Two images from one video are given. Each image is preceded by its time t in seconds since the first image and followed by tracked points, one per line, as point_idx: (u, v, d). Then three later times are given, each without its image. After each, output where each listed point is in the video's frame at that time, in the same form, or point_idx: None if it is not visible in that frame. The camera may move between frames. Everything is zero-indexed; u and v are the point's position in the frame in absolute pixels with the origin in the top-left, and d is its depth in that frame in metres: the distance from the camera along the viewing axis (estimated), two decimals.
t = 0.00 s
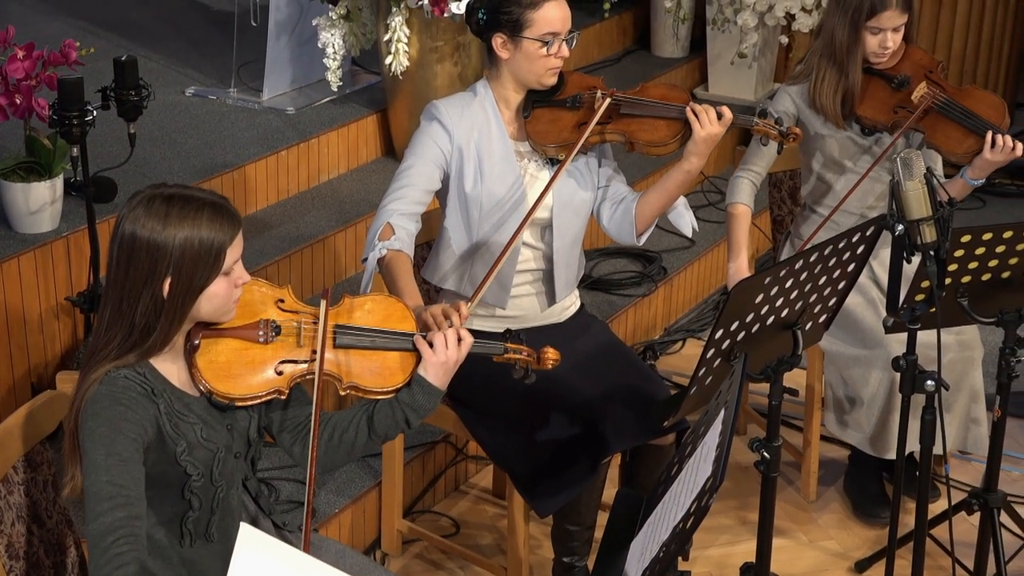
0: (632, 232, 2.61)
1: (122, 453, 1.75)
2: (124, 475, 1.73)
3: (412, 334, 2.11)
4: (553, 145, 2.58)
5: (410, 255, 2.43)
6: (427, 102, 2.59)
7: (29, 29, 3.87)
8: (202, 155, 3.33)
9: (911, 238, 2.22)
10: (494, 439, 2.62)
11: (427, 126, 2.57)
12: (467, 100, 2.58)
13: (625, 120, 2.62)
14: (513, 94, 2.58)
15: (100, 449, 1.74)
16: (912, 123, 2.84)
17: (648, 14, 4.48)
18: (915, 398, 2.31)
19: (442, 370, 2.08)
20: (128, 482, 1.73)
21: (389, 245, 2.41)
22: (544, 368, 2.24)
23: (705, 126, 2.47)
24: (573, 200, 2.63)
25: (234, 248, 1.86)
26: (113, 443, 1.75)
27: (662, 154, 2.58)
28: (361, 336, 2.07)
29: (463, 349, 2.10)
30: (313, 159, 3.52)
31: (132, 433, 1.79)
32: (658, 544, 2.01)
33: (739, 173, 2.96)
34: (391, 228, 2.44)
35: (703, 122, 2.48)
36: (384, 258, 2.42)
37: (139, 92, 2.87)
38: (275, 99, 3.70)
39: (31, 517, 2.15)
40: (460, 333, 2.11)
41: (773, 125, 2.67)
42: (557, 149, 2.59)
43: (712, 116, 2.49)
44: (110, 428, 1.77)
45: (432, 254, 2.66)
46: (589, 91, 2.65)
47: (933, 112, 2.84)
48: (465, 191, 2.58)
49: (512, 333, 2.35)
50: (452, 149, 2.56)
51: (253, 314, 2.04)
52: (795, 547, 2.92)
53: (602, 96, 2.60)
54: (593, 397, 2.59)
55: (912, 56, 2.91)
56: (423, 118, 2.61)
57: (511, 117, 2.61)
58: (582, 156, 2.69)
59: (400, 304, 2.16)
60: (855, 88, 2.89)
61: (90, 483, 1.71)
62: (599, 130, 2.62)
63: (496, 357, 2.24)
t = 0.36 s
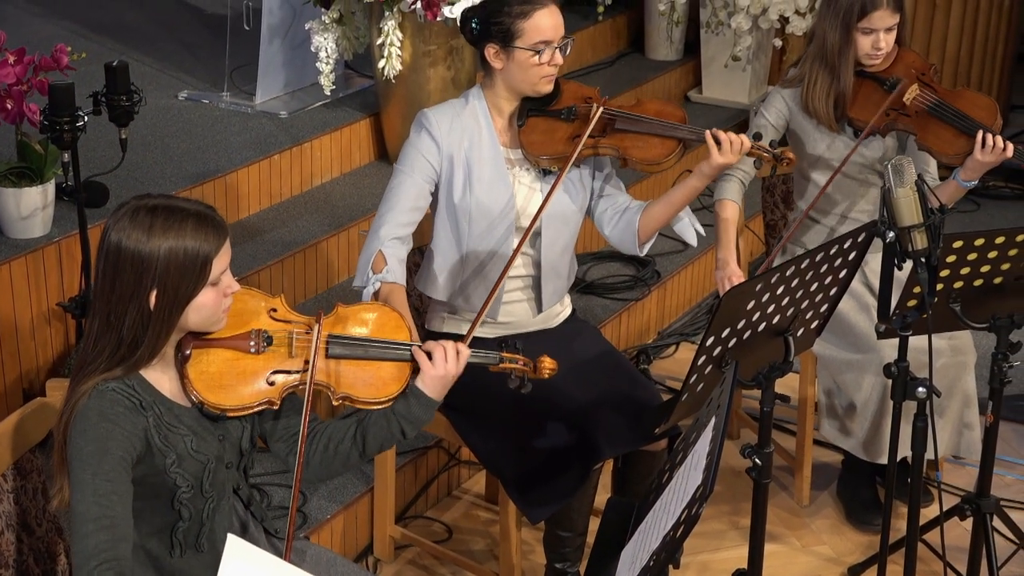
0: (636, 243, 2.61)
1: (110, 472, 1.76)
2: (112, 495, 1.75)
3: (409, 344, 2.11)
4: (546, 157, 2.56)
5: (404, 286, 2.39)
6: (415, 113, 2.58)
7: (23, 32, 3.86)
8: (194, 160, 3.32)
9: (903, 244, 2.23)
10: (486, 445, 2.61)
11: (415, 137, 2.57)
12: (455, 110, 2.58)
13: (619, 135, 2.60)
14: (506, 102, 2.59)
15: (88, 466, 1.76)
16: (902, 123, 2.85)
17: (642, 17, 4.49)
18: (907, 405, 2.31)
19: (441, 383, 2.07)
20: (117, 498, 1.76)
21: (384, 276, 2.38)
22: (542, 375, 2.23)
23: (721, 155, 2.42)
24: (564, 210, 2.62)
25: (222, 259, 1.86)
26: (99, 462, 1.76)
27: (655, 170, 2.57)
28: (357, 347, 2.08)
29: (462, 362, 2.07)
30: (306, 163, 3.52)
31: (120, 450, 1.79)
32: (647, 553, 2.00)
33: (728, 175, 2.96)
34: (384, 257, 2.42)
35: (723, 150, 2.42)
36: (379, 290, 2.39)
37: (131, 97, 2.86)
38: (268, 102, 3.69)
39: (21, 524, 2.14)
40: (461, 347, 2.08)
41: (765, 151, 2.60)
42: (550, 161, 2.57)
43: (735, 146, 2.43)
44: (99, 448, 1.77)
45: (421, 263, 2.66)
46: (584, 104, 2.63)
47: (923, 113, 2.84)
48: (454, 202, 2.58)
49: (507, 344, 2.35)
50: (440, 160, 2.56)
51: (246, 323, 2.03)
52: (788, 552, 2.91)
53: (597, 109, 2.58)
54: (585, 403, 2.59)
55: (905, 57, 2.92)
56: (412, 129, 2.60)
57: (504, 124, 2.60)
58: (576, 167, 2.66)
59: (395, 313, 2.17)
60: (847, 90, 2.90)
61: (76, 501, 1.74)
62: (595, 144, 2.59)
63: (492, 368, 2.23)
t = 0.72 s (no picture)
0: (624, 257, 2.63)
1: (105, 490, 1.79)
2: (104, 514, 1.78)
3: (412, 360, 2.14)
4: (535, 166, 2.56)
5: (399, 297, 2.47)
6: (408, 118, 2.57)
7: (16, 35, 3.85)
8: (187, 164, 3.31)
9: (894, 250, 2.22)
10: (480, 451, 2.60)
11: (408, 143, 2.56)
12: (448, 116, 2.57)
13: (609, 147, 2.60)
14: (500, 108, 2.57)
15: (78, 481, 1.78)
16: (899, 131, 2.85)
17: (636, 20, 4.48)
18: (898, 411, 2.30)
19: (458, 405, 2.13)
20: (108, 516, 1.79)
21: (380, 289, 2.45)
22: (535, 393, 2.23)
23: (709, 170, 2.44)
24: (556, 221, 2.62)
25: (219, 275, 1.86)
26: (89, 480, 1.78)
27: (645, 184, 2.58)
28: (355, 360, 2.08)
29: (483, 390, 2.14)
30: (299, 167, 3.51)
31: (111, 464, 1.80)
32: (637, 562, 1.99)
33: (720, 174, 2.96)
34: (378, 270, 2.48)
35: (711, 167, 2.45)
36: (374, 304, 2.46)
37: (122, 102, 2.85)
38: (261, 106, 3.69)
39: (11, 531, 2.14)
40: (486, 373, 2.15)
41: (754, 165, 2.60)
42: (539, 171, 2.57)
43: (723, 162, 2.45)
44: (89, 464, 1.78)
45: (413, 266, 2.67)
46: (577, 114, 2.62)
47: (918, 123, 2.85)
48: (446, 209, 2.57)
49: (501, 356, 2.35)
50: (432, 168, 2.56)
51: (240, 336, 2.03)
52: (781, 556, 2.91)
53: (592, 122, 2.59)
54: (577, 409, 2.58)
55: (904, 64, 2.93)
56: (405, 135, 2.59)
57: (497, 130, 2.60)
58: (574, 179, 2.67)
59: (388, 325, 2.21)
60: (843, 94, 2.90)
61: (67, 516, 1.77)
62: (587, 155, 2.59)
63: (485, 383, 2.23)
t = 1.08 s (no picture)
0: (618, 260, 2.62)
1: (112, 488, 1.78)
2: (117, 515, 1.77)
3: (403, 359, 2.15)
4: (534, 169, 2.55)
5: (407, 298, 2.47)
6: (406, 120, 2.56)
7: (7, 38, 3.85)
8: (179, 168, 3.31)
9: (885, 256, 2.22)
10: (471, 454, 2.58)
11: (407, 144, 2.55)
12: (448, 118, 2.56)
13: (606, 149, 2.60)
14: (497, 110, 2.56)
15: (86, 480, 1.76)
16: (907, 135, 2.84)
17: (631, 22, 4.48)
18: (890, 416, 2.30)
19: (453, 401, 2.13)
20: (119, 517, 1.77)
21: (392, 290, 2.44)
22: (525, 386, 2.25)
23: (710, 178, 2.42)
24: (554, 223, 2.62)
25: (220, 274, 1.86)
26: (97, 483, 1.76)
27: (643, 188, 2.57)
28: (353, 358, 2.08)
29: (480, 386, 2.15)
30: (291, 170, 3.50)
31: (120, 463, 1.80)
32: (627, 569, 1.98)
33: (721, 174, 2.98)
34: (384, 273, 2.46)
35: (710, 173, 2.42)
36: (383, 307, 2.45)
37: (113, 106, 2.85)
38: (254, 109, 3.68)
39: None
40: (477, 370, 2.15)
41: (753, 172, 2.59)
42: (537, 173, 2.57)
43: (722, 169, 2.43)
44: (97, 463, 1.77)
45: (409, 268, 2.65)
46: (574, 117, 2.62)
47: (928, 126, 2.83)
48: (446, 212, 2.56)
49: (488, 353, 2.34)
50: (433, 171, 2.54)
51: (237, 337, 2.07)
52: (774, 560, 2.91)
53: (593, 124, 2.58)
54: (568, 414, 2.58)
55: (908, 68, 2.92)
56: (403, 136, 2.57)
57: (494, 134, 2.59)
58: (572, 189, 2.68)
59: (378, 324, 2.25)
60: (853, 94, 2.90)
61: (76, 521, 1.75)
62: (585, 159, 2.58)
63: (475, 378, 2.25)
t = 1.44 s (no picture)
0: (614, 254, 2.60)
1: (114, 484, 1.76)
2: (118, 507, 1.75)
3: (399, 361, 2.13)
4: (527, 167, 2.54)
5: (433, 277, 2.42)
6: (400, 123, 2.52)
7: None
8: (171, 171, 3.30)
9: (875, 261, 2.22)
10: (464, 459, 2.58)
11: (402, 147, 2.51)
12: (443, 120, 2.53)
13: (602, 145, 2.61)
14: (489, 111, 2.55)
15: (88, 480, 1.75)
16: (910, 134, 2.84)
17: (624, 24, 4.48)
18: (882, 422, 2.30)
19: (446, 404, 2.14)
20: (123, 511, 1.76)
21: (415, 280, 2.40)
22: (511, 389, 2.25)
23: (708, 165, 2.43)
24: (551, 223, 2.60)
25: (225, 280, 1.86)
26: (102, 478, 1.76)
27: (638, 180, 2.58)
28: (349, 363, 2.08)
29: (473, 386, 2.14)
30: (284, 173, 3.50)
31: (121, 464, 1.79)
32: None
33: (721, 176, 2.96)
34: (400, 262, 2.41)
35: (707, 162, 2.44)
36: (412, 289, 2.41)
37: (104, 110, 2.84)
38: (246, 112, 3.68)
39: None
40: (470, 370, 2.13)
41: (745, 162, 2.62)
42: (533, 172, 2.56)
43: (719, 158, 2.44)
44: (98, 463, 1.77)
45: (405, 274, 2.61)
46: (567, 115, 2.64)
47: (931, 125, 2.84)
48: (447, 214, 2.52)
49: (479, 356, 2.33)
50: (433, 171, 2.51)
51: (232, 342, 2.06)
52: (766, 564, 2.90)
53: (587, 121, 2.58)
54: (560, 418, 2.56)
55: (904, 70, 2.95)
56: (396, 140, 2.54)
57: (486, 136, 2.57)
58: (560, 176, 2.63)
59: (372, 330, 2.24)
60: (855, 96, 2.89)
61: (77, 519, 1.73)
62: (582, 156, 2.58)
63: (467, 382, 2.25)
